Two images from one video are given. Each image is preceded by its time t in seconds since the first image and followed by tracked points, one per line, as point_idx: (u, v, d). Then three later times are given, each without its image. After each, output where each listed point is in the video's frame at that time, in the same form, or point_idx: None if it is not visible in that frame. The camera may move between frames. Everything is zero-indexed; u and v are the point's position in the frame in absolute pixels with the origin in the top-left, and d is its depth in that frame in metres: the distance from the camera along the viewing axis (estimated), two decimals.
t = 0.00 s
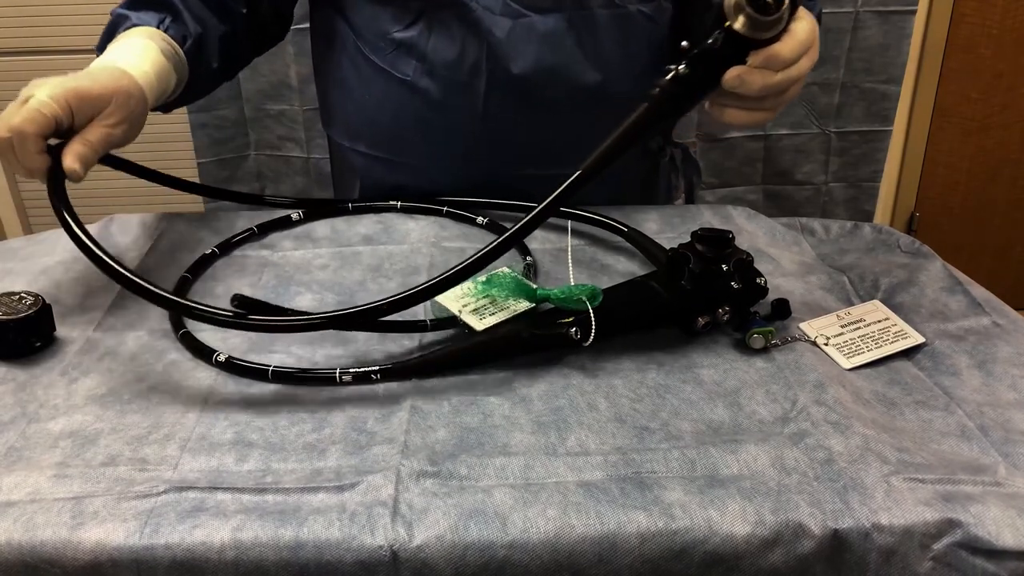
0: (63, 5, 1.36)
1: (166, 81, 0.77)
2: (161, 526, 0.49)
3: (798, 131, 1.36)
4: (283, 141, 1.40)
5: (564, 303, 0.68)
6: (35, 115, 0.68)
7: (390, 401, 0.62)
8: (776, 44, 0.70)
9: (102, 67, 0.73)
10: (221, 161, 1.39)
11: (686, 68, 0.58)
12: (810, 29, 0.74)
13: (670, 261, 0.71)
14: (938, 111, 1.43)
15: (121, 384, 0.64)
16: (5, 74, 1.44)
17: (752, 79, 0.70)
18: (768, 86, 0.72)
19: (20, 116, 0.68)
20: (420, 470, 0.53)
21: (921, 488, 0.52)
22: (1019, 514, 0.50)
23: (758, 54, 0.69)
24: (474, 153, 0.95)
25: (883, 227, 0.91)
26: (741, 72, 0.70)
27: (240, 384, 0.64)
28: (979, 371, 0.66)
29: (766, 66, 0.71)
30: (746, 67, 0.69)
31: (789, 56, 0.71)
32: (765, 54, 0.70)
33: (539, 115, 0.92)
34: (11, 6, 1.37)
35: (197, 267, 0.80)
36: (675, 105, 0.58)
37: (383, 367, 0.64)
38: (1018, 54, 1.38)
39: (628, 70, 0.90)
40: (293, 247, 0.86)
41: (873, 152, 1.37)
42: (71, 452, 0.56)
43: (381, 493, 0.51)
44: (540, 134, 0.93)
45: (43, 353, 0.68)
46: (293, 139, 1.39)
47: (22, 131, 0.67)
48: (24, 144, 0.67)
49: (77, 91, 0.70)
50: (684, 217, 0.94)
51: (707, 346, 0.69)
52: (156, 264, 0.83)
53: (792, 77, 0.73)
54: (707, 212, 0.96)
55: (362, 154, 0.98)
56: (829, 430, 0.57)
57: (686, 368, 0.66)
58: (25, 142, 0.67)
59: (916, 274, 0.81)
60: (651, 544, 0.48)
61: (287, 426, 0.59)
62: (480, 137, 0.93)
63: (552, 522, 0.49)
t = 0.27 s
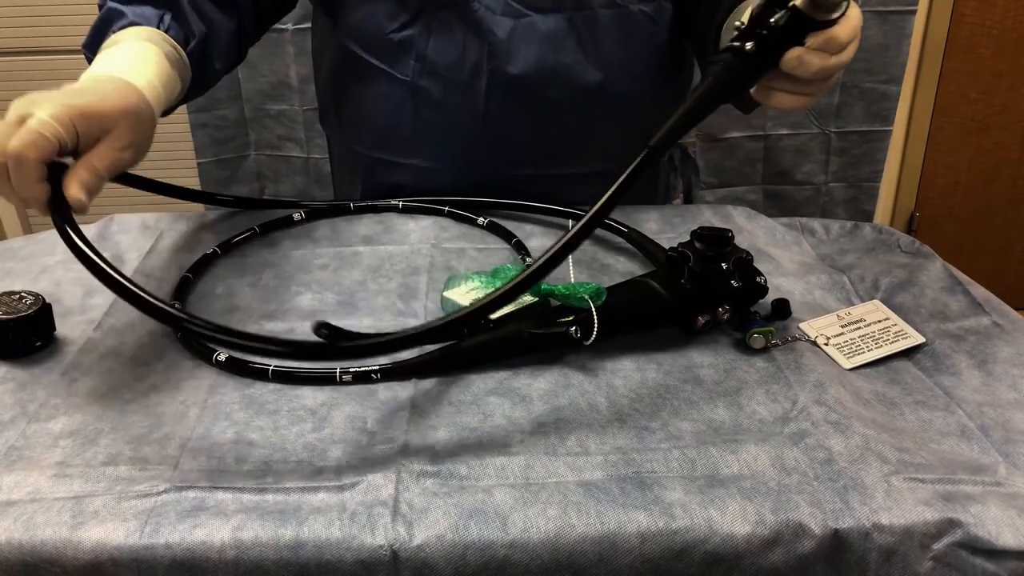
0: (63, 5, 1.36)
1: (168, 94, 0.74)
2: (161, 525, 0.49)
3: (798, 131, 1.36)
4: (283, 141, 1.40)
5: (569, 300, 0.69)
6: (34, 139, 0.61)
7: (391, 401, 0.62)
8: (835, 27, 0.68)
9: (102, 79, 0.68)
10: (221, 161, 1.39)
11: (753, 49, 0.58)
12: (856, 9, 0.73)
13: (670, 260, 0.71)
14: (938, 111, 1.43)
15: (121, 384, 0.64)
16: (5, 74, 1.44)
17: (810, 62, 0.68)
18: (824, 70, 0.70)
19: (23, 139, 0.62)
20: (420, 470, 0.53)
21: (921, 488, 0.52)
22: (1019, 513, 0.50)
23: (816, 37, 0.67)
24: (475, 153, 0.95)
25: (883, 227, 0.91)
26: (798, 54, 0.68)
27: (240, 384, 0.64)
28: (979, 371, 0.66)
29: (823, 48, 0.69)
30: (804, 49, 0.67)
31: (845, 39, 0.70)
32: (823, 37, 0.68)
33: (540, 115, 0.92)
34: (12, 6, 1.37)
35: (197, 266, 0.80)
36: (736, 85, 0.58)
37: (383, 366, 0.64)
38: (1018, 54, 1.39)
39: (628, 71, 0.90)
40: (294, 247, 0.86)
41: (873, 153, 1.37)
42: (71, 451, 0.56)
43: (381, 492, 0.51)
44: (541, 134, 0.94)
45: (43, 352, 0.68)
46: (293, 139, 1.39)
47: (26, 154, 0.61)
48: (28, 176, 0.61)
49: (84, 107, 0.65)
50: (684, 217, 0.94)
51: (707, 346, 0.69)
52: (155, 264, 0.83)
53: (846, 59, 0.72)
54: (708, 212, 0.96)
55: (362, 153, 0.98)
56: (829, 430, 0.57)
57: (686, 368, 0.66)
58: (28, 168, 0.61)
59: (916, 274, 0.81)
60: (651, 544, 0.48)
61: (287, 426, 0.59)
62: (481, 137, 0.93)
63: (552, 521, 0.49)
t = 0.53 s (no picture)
0: (63, 5, 1.36)
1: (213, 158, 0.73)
2: (161, 525, 0.49)
3: (798, 131, 1.36)
4: (283, 141, 1.39)
5: (568, 296, 0.70)
6: (126, 272, 0.60)
7: (391, 401, 0.62)
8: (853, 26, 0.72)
9: (160, 168, 0.67)
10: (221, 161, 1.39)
11: (777, 49, 0.63)
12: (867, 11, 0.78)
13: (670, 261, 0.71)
14: (939, 111, 1.43)
15: (121, 384, 0.64)
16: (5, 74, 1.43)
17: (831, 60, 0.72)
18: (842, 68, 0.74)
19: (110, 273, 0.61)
20: (420, 470, 0.53)
21: (921, 487, 0.52)
22: (1019, 513, 0.50)
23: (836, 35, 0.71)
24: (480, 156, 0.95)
25: (883, 227, 0.91)
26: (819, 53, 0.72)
27: (240, 384, 0.64)
28: (979, 371, 0.66)
29: (841, 47, 0.73)
30: (824, 49, 0.71)
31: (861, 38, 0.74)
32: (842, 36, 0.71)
33: (545, 117, 0.92)
34: (13, 5, 1.37)
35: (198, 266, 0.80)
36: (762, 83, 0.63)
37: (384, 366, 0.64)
38: (1018, 54, 1.39)
39: (632, 73, 0.91)
40: (294, 247, 0.86)
41: (873, 153, 1.37)
42: (71, 451, 0.56)
43: (381, 493, 0.51)
44: (546, 136, 0.94)
45: (43, 352, 0.68)
46: (293, 139, 1.39)
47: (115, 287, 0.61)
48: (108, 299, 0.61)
49: (165, 223, 0.63)
50: (685, 217, 0.95)
51: (707, 346, 0.69)
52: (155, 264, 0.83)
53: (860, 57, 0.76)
54: (708, 212, 0.96)
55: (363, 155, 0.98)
56: (829, 430, 0.57)
57: (686, 368, 0.66)
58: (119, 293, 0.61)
59: (916, 274, 0.81)
60: (651, 544, 0.48)
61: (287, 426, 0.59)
62: (486, 139, 0.93)
63: (552, 521, 0.49)
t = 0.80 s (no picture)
0: (63, 5, 1.36)
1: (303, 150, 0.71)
2: (161, 525, 0.49)
3: (798, 131, 1.35)
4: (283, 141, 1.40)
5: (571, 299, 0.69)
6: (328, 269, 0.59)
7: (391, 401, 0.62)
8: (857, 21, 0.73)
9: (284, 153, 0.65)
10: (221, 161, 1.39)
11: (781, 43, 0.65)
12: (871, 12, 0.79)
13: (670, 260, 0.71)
14: (939, 111, 1.43)
15: (121, 384, 0.64)
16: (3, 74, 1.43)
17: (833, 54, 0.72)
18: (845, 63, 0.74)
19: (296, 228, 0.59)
20: (420, 471, 0.53)
21: (921, 488, 0.52)
22: (1019, 514, 0.50)
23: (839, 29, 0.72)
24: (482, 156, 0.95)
25: (883, 227, 0.91)
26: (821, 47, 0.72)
27: (239, 384, 0.64)
28: (979, 370, 0.66)
29: (845, 42, 0.74)
30: (827, 43, 0.72)
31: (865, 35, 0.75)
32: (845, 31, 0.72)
33: (547, 118, 0.92)
34: (12, 6, 1.37)
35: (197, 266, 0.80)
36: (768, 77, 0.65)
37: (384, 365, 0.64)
38: (1018, 54, 1.39)
39: (634, 73, 0.91)
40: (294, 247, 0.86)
41: (873, 153, 1.37)
42: (71, 451, 0.56)
43: (381, 493, 0.51)
44: (547, 137, 0.94)
45: (43, 353, 0.68)
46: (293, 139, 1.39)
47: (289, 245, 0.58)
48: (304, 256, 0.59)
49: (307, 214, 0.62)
50: (685, 217, 0.95)
51: (707, 346, 0.69)
52: (156, 264, 0.83)
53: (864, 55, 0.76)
54: (708, 212, 0.96)
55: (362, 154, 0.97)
56: (829, 430, 0.57)
57: (686, 368, 0.66)
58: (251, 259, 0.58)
59: (916, 274, 0.81)
60: (651, 544, 0.48)
61: (288, 426, 0.59)
62: (489, 140, 0.93)
63: (552, 521, 0.49)
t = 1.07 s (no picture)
0: (63, 5, 1.36)
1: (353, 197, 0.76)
2: (161, 525, 0.49)
3: (798, 131, 1.35)
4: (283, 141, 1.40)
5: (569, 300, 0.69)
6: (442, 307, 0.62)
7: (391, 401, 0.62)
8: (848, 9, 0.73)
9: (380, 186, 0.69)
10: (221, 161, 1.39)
11: (774, 32, 0.65)
12: None
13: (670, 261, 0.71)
14: (939, 111, 1.43)
15: (121, 384, 0.64)
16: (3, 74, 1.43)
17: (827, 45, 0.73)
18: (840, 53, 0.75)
19: (455, 276, 0.63)
20: (420, 470, 0.53)
21: (921, 488, 0.52)
22: (1019, 513, 0.50)
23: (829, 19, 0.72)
24: (488, 154, 0.95)
25: (883, 227, 0.91)
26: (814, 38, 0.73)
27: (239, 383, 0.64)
28: (979, 371, 0.66)
29: (838, 30, 0.74)
30: (820, 33, 0.72)
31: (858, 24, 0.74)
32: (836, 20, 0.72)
33: (553, 114, 0.93)
34: (12, 6, 1.37)
35: (197, 266, 0.80)
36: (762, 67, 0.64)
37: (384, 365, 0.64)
38: (1018, 54, 1.39)
39: (640, 70, 0.92)
40: (294, 247, 0.86)
41: (873, 153, 1.37)
42: (71, 451, 0.56)
43: (381, 493, 0.51)
44: (550, 135, 0.94)
45: (43, 353, 0.68)
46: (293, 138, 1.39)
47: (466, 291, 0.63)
48: (465, 305, 0.62)
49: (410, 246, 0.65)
50: (685, 217, 0.95)
51: (707, 346, 0.69)
52: (156, 264, 0.83)
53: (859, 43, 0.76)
54: (708, 212, 0.96)
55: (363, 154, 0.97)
56: (829, 430, 0.57)
57: (686, 368, 0.66)
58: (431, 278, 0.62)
59: (916, 274, 0.81)
60: (650, 544, 0.48)
61: (287, 425, 0.59)
62: (495, 138, 0.93)
63: (552, 521, 0.49)
